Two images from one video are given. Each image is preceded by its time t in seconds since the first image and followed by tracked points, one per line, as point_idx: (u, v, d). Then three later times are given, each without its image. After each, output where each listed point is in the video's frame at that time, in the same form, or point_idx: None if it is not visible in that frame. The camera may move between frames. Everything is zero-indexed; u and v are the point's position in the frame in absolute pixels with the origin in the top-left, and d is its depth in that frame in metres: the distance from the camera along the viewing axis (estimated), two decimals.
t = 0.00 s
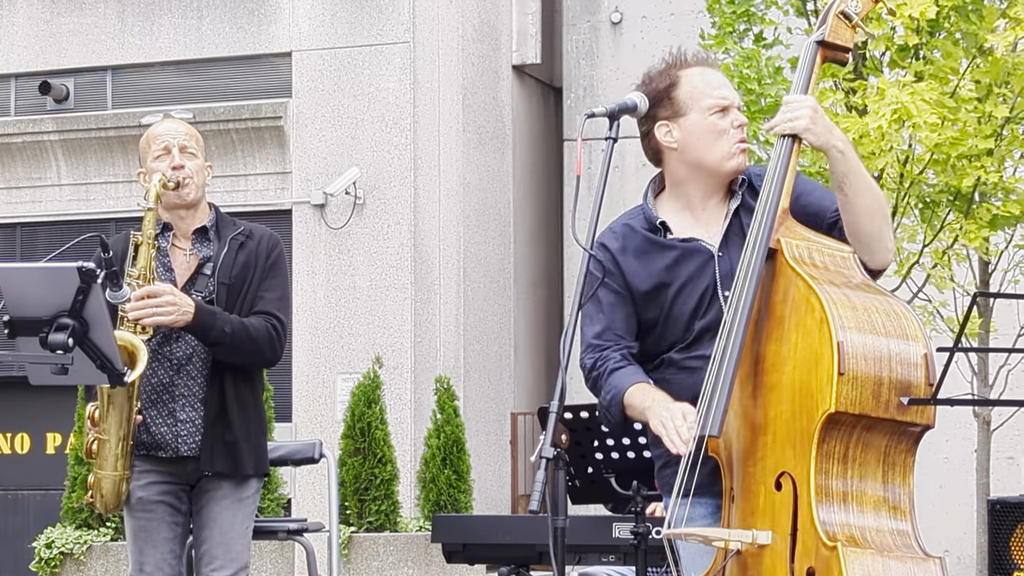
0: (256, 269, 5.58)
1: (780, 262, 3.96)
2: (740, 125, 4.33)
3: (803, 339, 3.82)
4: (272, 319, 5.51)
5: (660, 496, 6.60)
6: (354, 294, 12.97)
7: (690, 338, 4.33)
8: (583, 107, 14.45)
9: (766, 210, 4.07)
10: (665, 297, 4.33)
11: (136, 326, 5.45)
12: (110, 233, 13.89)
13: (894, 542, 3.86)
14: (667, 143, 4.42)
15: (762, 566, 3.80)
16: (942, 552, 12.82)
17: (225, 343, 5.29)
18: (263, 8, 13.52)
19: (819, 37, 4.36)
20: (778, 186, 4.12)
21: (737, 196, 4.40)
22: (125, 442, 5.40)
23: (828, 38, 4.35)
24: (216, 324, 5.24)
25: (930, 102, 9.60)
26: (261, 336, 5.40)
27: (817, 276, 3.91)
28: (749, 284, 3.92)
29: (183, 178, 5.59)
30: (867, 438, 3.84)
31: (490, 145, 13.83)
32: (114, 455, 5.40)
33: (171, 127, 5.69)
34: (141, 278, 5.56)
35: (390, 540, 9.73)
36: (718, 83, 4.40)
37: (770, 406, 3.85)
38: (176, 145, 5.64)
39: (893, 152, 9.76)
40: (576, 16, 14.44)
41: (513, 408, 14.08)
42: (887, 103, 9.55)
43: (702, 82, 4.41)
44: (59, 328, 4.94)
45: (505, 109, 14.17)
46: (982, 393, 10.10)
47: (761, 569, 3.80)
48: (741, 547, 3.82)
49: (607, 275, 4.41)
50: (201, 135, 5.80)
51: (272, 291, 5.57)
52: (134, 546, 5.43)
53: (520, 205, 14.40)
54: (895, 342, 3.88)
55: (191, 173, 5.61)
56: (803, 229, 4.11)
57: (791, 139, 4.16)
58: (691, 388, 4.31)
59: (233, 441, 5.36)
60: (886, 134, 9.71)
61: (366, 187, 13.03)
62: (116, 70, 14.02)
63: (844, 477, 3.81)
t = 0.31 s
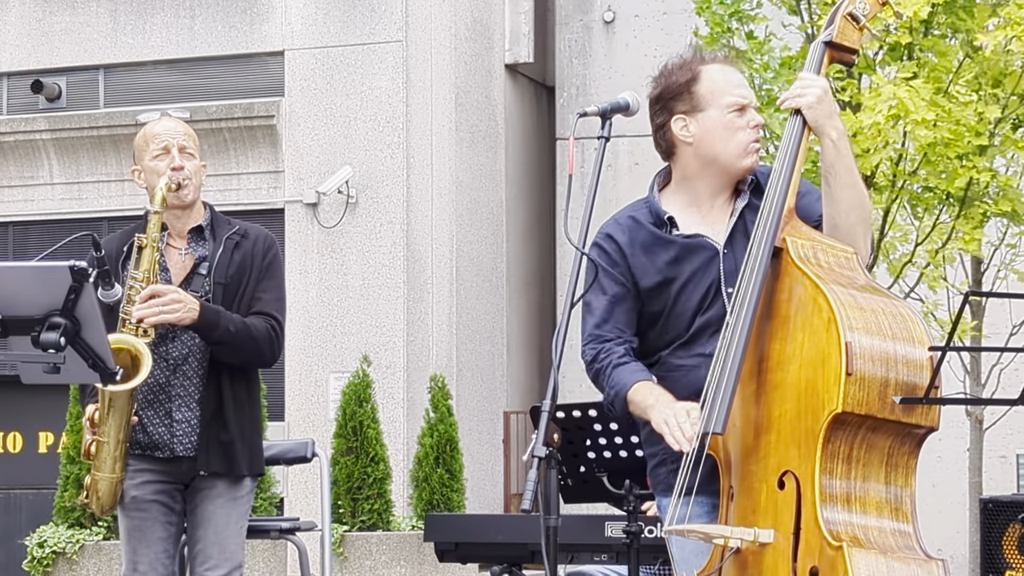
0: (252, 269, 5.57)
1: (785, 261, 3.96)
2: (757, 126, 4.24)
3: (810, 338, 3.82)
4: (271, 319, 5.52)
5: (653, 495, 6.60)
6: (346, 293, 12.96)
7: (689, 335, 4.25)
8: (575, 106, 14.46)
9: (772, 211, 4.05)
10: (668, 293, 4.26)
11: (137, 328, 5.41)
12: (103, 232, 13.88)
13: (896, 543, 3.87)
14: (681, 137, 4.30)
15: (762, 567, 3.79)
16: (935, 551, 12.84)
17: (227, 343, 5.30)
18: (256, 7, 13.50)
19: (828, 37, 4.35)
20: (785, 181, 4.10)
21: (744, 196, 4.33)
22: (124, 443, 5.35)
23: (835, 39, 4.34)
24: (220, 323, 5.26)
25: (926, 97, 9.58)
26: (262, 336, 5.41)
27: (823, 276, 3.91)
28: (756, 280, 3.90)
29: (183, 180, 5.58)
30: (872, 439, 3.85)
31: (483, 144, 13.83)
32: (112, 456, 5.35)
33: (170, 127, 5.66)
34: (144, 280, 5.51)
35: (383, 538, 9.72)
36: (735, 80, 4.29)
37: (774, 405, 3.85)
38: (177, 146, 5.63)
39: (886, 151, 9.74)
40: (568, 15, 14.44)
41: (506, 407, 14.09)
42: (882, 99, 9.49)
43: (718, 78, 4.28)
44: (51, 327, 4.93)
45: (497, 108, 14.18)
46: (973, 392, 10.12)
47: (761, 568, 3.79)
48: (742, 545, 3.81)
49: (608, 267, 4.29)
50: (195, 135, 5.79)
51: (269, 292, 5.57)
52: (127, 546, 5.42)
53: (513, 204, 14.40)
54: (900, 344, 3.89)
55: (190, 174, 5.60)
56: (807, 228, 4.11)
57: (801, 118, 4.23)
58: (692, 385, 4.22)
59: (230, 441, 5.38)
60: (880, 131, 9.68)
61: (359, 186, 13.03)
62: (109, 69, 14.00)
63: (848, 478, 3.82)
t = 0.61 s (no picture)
0: (248, 269, 5.61)
1: (779, 260, 3.99)
2: (758, 136, 4.26)
3: (803, 337, 3.86)
4: (262, 321, 5.56)
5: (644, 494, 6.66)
6: (339, 294, 13.00)
7: (684, 333, 4.30)
8: (567, 107, 14.50)
9: (766, 211, 4.07)
10: (663, 292, 4.31)
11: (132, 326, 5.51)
12: (96, 232, 13.91)
13: (888, 541, 3.92)
14: (683, 140, 4.32)
15: (755, 565, 3.84)
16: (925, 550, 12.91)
17: (218, 348, 5.33)
18: (249, 9, 13.55)
19: (823, 37, 4.36)
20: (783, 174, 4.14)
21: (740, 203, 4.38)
22: (117, 441, 5.38)
23: (830, 39, 4.35)
24: (209, 329, 5.30)
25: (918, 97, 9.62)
26: (252, 340, 5.44)
27: (817, 275, 3.95)
28: (750, 280, 3.94)
29: (183, 179, 5.62)
30: (864, 438, 3.90)
31: (475, 145, 13.89)
32: (105, 455, 5.39)
33: (170, 126, 5.72)
34: (138, 279, 5.54)
35: (376, 537, 9.72)
36: (741, 88, 4.30)
37: (767, 403, 3.89)
38: (176, 146, 5.68)
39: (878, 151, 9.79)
40: (560, 16, 14.49)
41: (499, 406, 14.14)
42: (876, 99, 9.49)
43: (726, 85, 4.29)
44: (44, 326, 4.91)
45: (490, 109, 14.22)
46: (963, 392, 10.18)
47: (754, 566, 3.84)
48: (734, 543, 3.87)
49: (605, 266, 4.36)
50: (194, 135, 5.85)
51: (264, 293, 5.62)
52: (122, 545, 5.47)
53: (505, 205, 14.46)
54: (893, 343, 3.93)
55: (190, 174, 5.65)
56: (801, 227, 4.14)
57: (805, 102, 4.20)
58: (685, 382, 4.27)
59: (226, 442, 5.42)
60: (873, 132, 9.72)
61: (352, 186, 13.06)
62: (103, 70, 14.04)
63: (840, 476, 3.86)
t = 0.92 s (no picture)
0: (253, 271, 5.69)
1: (774, 260, 3.95)
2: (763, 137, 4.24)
3: (800, 336, 3.82)
4: (264, 324, 5.63)
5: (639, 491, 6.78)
6: (338, 293, 13.14)
7: (682, 328, 4.23)
8: (563, 110, 14.64)
9: (762, 211, 3.99)
10: (665, 286, 4.24)
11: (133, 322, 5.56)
12: (98, 232, 14.03)
13: (883, 539, 3.88)
14: (690, 140, 4.29)
15: (750, 562, 3.81)
16: (917, 545, 13.07)
17: (217, 353, 5.40)
18: (250, 12, 13.68)
19: (817, 40, 4.24)
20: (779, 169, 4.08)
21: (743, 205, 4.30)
22: (119, 437, 5.48)
23: (824, 42, 4.23)
24: (207, 334, 5.36)
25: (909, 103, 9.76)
26: (254, 343, 5.50)
27: (812, 274, 3.91)
28: (747, 278, 3.89)
29: (192, 182, 5.71)
30: (858, 436, 3.86)
31: (472, 147, 14.05)
32: (106, 449, 5.51)
33: (181, 129, 5.80)
34: (144, 279, 5.60)
35: (374, 533, 9.81)
36: (747, 89, 4.28)
37: (762, 401, 3.85)
38: (187, 148, 5.77)
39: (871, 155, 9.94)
40: (557, 20, 14.64)
41: (495, 404, 14.29)
42: (865, 104, 9.66)
43: (732, 86, 4.27)
44: (48, 325, 4.86)
45: (487, 112, 14.38)
46: (952, 389, 10.32)
47: (749, 563, 3.81)
48: (729, 539, 3.84)
49: (610, 259, 4.27)
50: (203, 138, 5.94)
51: (268, 295, 5.69)
52: (126, 541, 5.53)
53: (502, 205, 14.60)
54: (888, 342, 3.91)
55: (199, 177, 5.73)
56: (796, 227, 4.09)
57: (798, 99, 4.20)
58: (682, 377, 4.19)
59: (229, 440, 5.49)
60: (863, 137, 9.89)
61: (350, 187, 13.19)
62: (105, 72, 14.16)
63: (835, 474, 3.83)
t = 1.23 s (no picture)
0: (258, 271, 5.50)
1: (770, 256, 3.89)
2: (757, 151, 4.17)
3: (794, 333, 3.76)
4: (267, 322, 5.43)
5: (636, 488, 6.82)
6: (338, 292, 13.19)
7: (677, 324, 4.15)
8: (562, 109, 14.69)
9: (756, 207, 3.92)
10: (661, 279, 4.16)
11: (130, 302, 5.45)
12: (99, 231, 14.07)
13: (878, 535, 3.83)
14: (687, 147, 4.23)
15: (746, 557, 3.75)
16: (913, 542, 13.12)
17: (218, 347, 5.19)
18: (250, 11, 13.73)
19: (810, 35, 4.18)
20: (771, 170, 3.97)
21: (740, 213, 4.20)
22: (120, 427, 5.28)
23: (818, 38, 4.17)
24: (209, 328, 5.15)
25: (915, 109, 9.86)
26: (256, 340, 5.30)
27: (807, 271, 3.85)
28: (741, 277, 3.83)
29: (198, 176, 5.51)
30: (855, 432, 3.80)
31: (471, 146, 14.11)
32: (107, 437, 5.31)
33: (189, 124, 5.61)
34: (149, 269, 5.42)
35: (374, 531, 9.85)
36: (749, 99, 4.20)
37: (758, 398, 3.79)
38: (194, 143, 5.57)
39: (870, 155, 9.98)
40: (555, 19, 14.69)
41: (494, 402, 14.35)
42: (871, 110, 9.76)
43: (733, 96, 4.18)
44: (49, 322, 4.90)
45: (486, 111, 14.44)
46: (949, 387, 10.35)
47: (745, 559, 3.75)
48: (726, 535, 3.78)
49: (609, 243, 4.21)
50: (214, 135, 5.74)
51: (272, 294, 5.51)
52: (127, 537, 5.32)
53: (501, 204, 14.65)
54: (883, 339, 3.84)
55: (206, 172, 5.53)
56: (791, 223, 4.04)
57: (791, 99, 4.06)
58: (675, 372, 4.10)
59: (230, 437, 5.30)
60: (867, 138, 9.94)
61: (350, 186, 13.24)
62: (106, 72, 14.20)
63: (831, 471, 3.77)
